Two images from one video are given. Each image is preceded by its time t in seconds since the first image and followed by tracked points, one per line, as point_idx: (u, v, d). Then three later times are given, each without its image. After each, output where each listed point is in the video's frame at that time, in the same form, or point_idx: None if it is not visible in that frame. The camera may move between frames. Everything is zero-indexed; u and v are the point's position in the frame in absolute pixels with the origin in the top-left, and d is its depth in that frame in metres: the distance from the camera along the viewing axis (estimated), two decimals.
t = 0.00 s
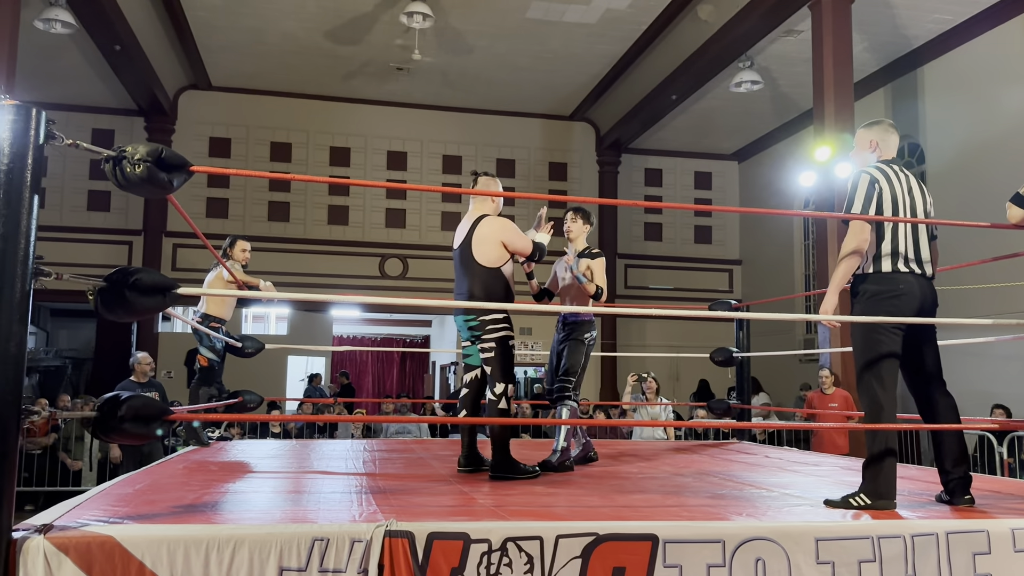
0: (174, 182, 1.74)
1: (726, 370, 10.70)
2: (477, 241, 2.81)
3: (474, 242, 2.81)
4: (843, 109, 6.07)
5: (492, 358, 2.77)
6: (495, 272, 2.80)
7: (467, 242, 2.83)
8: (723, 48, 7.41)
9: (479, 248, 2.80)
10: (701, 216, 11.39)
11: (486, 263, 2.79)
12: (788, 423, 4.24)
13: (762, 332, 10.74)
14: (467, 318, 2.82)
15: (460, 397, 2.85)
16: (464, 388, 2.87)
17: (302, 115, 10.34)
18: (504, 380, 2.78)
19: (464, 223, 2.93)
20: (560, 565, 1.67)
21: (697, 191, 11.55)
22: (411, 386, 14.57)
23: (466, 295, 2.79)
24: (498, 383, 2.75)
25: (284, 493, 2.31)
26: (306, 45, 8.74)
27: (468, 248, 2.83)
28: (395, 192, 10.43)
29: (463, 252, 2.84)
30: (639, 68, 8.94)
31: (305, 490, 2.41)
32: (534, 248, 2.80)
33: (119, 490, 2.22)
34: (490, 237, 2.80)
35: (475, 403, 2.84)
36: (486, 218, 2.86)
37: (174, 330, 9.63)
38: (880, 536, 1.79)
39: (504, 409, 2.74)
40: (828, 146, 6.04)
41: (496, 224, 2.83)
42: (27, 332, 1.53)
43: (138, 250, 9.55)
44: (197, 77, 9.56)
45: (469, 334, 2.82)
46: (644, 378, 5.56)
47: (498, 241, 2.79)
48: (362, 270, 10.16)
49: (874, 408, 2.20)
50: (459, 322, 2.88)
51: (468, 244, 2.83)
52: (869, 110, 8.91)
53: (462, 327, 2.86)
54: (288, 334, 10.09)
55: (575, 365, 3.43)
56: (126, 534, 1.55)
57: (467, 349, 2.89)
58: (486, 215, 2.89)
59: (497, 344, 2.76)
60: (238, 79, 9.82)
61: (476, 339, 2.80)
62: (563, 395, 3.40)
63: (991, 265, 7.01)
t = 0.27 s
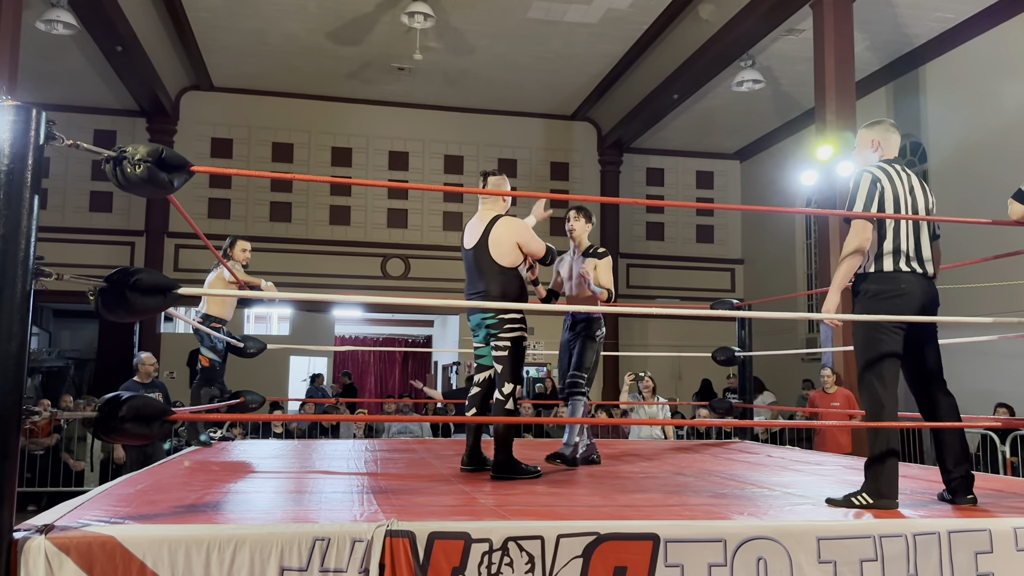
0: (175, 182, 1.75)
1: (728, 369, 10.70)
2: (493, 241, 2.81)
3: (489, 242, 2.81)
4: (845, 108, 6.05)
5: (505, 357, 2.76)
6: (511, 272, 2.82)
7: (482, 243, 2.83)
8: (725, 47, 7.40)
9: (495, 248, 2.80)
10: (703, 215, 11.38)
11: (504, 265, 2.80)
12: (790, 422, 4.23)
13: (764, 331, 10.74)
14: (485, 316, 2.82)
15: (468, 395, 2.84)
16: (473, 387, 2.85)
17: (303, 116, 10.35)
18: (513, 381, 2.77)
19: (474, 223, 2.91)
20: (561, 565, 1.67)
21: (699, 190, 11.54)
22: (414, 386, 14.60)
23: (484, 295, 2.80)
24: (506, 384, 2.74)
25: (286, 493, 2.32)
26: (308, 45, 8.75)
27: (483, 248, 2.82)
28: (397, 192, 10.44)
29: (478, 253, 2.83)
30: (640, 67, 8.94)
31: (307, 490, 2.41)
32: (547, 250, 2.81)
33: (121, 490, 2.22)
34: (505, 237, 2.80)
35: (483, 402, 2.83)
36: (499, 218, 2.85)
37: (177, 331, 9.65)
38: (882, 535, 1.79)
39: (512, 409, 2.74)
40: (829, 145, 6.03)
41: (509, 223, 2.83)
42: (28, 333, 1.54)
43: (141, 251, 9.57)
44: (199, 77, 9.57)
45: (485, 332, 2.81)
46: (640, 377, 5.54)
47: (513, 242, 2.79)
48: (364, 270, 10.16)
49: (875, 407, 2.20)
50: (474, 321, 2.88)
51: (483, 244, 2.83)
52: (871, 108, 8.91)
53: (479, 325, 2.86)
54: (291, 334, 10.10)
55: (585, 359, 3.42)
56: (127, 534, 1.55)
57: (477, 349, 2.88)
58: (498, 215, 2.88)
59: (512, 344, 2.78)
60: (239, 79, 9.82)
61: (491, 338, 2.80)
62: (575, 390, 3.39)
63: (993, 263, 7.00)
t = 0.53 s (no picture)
0: (175, 182, 1.75)
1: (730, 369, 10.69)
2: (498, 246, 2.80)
3: (495, 244, 2.81)
4: (845, 107, 6.05)
5: (508, 357, 2.77)
6: (514, 274, 2.82)
7: (487, 244, 2.82)
8: (725, 47, 7.40)
9: (500, 251, 2.80)
10: (705, 215, 11.38)
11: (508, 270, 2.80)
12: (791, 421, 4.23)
13: (766, 330, 10.74)
14: (490, 316, 2.81)
15: (470, 395, 2.83)
16: (474, 387, 2.84)
17: (304, 116, 10.35)
18: (515, 380, 2.77)
19: (481, 223, 2.91)
20: (563, 565, 1.67)
21: (700, 189, 11.53)
22: (415, 386, 14.60)
23: (488, 296, 2.80)
24: (507, 383, 2.75)
25: (288, 493, 2.32)
26: (309, 45, 8.75)
27: (489, 250, 2.81)
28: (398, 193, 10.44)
29: (483, 254, 2.83)
30: (641, 67, 8.93)
31: (309, 490, 2.41)
32: (546, 264, 2.74)
33: (123, 490, 2.22)
34: (509, 241, 2.78)
35: (484, 402, 2.82)
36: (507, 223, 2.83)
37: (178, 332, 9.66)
38: (884, 535, 1.79)
39: (513, 408, 2.75)
40: (830, 144, 6.01)
41: (516, 227, 2.81)
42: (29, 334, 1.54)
43: (142, 252, 9.58)
44: (200, 78, 9.58)
45: (488, 332, 2.81)
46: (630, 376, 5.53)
47: (516, 246, 2.77)
48: (365, 270, 10.17)
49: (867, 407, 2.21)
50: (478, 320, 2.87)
51: (487, 246, 2.82)
52: (872, 108, 8.91)
53: (482, 324, 2.85)
54: (292, 334, 10.11)
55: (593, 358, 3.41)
56: (129, 534, 1.55)
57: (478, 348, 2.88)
58: (504, 218, 2.87)
59: (515, 344, 2.78)
60: (240, 79, 9.83)
61: (494, 338, 2.80)
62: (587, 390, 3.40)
63: (994, 262, 7.00)
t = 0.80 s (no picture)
0: (176, 183, 1.75)
1: (730, 368, 10.70)
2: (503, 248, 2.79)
3: (499, 245, 2.81)
4: (846, 106, 6.04)
5: (509, 356, 2.77)
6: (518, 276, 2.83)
7: (493, 245, 2.82)
8: (726, 46, 7.40)
9: (503, 252, 2.80)
10: (705, 214, 11.38)
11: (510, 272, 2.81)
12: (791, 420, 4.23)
13: (767, 330, 10.73)
14: (491, 316, 2.81)
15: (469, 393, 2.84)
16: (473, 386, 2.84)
17: (305, 116, 10.35)
18: (515, 379, 2.78)
19: (486, 224, 2.90)
20: (563, 564, 1.67)
21: (701, 189, 11.52)
22: (416, 386, 14.61)
23: (490, 296, 2.80)
24: (508, 381, 2.75)
25: (288, 493, 2.32)
26: (309, 46, 8.76)
27: (495, 251, 2.81)
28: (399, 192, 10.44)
29: (486, 254, 2.84)
30: (641, 67, 8.93)
31: (310, 490, 2.42)
32: (537, 272, 2.69)
33: (124, 490, 2.23)
34: (511, 244, 2.78)
35: (483, 402, 2.82)
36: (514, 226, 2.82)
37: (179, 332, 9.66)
38: (884, 534, 1.79)
39: (513, 407, 2.75)
40: (831, 143, 5.99)
41: (520, 230, 2.81)
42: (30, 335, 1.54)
43: (143, 252, 9.58)
44: (200, 78, 9.58)
45: (491, 331, 2.81)
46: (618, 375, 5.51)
47: (517, 250, 2.77)
48: (366, 270, 10.17)
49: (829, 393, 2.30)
50: (480, 318, 2.87)
51: (491, 247, 2.82)
52: (872, 107, 8.91)
53: (483, 324, 2.85)
54: (293, 334, 10.12)
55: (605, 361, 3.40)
56: (129, 534, 1.55)
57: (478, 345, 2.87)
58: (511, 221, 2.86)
59: (517, 344, 2.79)
60: (241, 80, 9.83)
61: (496, 337, 2.80)
62: (602, 393, 3.40)
63: (995, 262, 7.00)
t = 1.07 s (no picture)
0: (176, 184, 1.75)
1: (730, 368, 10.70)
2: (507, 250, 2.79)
3: (503, 247, 2.81)
4: (846, 106, 6.04)
5: (510, 357, 2.77)
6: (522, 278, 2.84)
7: (498, 246, 2.82)
8: (726, 46, 7.40)
9: (507, 254, 2.80)
10: (705, 215, 11.38)
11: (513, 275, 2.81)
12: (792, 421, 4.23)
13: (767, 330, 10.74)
14: (494, 317, 2.80)
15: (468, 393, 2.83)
16: (473, 387, 2.83)
17: (305, 116, 10.36)
18: (515, 380, 2.78)
19: (491, 226, 2.90)
20: (563, 565, 1.67)
21: (701, 189, 11.52)
22: (416, 386, 14.62)
23: (493, 297, 2.81)
24: (508, 382, 2.75)
25: (288, 494, 2.33)
26: (309, 46, 8.76)
27: (498, 253, 2.81)
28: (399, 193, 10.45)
29: (489, 257, 2.85)
30: (641, 67, 8.93)
31: (309, 490, 2.42)
32: (539, 276, 2.70)
33: (125, 491, 2.23)
34: (516, 246, 2.78)
35: (483, 402, 2.82)
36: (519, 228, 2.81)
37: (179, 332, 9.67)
38: (884, 534, 1.79)
39: (513, 408, 2.75)
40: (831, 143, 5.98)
41: (525, 232, 2.80)
42: (29, 336, 1.54)
43: (143, 252, 9.59)
44: (201, 79, 9.59)
45: (492, 332, 2.81)
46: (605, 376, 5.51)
47: (521, 252, 2.77)
48: (366, 271, 10.18)
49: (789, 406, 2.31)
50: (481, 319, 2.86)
51: (494, 250, 2.83)
52: (872, 108, 8.91)
53: (485, 324, 2.84)
54: (293, 335, 10.12)
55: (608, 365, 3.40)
56: (129, 535, 1.55)
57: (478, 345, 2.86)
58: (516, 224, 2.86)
59: (518, 345, 2.79)
60: (241, 80, 9.84)
61: (497, 338, 2.80)
62: (602, 396, 3.43)
63: (994, 262, 7.00)
